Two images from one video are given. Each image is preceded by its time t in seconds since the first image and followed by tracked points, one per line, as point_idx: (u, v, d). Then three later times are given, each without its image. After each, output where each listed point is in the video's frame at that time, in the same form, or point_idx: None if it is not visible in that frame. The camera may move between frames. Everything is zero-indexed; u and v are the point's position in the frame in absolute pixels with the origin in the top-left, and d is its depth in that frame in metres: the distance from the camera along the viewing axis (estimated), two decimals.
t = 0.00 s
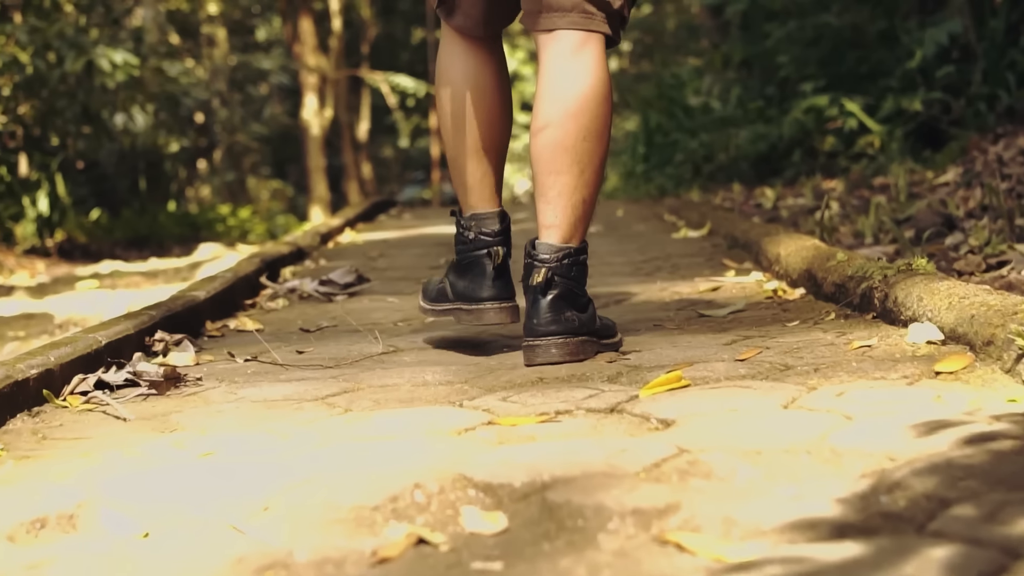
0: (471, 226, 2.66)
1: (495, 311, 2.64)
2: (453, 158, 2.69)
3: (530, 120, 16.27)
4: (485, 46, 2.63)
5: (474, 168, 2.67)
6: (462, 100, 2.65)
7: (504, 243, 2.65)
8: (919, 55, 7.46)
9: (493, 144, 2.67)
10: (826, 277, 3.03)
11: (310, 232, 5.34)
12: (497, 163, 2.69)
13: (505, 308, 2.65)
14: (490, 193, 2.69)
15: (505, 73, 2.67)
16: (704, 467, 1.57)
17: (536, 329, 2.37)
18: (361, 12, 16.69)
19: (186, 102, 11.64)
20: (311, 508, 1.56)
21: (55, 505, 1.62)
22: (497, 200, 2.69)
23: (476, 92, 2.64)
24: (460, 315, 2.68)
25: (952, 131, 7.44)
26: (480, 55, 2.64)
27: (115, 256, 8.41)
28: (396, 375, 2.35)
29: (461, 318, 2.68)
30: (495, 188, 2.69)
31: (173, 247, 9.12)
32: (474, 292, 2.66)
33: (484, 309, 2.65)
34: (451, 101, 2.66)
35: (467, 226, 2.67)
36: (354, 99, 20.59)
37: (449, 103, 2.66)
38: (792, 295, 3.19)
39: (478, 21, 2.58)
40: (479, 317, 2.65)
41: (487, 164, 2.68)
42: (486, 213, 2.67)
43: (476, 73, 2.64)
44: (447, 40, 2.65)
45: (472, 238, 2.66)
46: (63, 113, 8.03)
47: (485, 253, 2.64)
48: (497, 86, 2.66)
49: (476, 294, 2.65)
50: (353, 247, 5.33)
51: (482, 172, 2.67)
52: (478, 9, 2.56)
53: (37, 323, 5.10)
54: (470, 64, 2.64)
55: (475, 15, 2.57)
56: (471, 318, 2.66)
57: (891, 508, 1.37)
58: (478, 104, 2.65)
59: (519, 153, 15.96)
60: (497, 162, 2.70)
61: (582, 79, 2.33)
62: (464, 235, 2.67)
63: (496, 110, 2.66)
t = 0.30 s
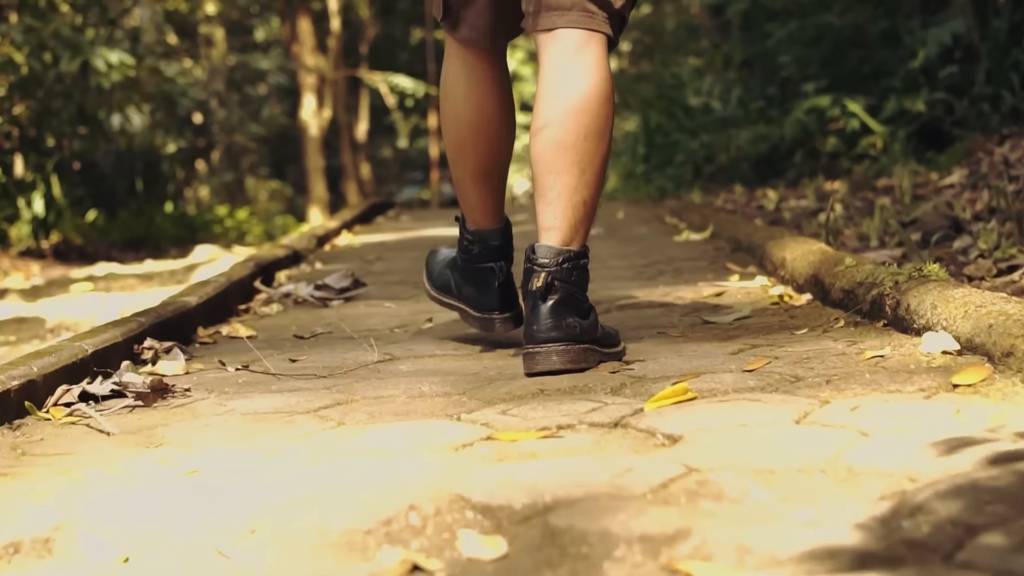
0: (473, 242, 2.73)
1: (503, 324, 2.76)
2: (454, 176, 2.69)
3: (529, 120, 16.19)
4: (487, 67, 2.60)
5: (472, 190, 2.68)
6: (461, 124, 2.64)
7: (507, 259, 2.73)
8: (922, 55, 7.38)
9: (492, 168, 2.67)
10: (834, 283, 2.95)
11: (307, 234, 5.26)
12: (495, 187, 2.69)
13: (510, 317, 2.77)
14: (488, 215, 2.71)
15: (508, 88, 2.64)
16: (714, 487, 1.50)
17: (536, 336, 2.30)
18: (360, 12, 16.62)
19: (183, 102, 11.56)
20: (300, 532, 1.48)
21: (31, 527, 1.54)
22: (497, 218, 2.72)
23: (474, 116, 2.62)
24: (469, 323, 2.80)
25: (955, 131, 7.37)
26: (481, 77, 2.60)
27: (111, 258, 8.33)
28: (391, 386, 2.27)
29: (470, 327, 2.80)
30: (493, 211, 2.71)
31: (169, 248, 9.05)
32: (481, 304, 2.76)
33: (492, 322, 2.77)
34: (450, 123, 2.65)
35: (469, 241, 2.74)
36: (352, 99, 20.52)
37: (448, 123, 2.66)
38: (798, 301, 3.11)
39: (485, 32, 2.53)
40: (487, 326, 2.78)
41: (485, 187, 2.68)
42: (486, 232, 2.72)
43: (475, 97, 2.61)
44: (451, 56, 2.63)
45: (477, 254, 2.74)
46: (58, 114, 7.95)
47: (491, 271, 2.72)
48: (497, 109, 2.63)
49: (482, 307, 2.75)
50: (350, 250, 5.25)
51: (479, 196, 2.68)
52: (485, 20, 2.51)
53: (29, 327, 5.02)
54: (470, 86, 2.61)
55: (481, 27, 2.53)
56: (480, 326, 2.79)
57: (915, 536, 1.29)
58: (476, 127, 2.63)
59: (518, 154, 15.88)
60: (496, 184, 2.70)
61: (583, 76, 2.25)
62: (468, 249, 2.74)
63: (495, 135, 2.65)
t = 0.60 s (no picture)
0: (474, 248, 2.78)
1: (502, 328, 2.82)
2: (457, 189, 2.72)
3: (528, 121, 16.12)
4: (489, 84, 2.58)
5: (474, 204, 2.70)
6: (463, 140, 2.64)
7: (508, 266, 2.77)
8: (925, 56, 7.30)
9: (494, 183, 2.68)
10: (843, 289, 2.87)
11: (303, 237, 5.18)
12: (498, 201, 2.71)
13: (510, 320, 2.82)
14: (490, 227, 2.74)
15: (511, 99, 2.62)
16: (726, 511, 1.42)
17: (536, 339, 2.20)
18: (358, 12, 16.54)
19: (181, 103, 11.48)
20: (289, 559, 1.40)
21: (6, 554, 1.47)
22: (500, 226, 2.76)
23: (477, 133, 2.63)
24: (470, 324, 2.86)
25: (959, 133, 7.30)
26: (482, 95, 2.59)
27: (106, 260, 8.25)
28: (386, 398, 2.19)
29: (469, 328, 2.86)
30: (496, 221, 2.74)
31: (166, 250, 8.96)
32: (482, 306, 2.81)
33: (491, 325, 2.82)
34: (453, 138, 2.66)
35: (471, 247, 2.78)
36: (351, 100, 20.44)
37: (451, 137, 2.67)
38: (805, 307, 3.03)
39: (490, 48, 2.47)
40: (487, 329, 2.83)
41: (488, 201, 2.70)
42: (487, 242, 2.77)
43: (477, 115, 2.61)
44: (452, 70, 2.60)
45: (478, 260, 2.78)
46: (54, 114, 7.86)
47: (491, 276, 2.77)
48: (499, 124, 2.63)
49: (481, 309, 2.80)
50: (347, 253, 5.17)
51: (482, 209, 2.70)
52: (489, 35, 2.44)
53: (20, 332, 4.94)
54: (472, 103, 2.60)
55: (486, 42, 2.46)
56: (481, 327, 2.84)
57: (943, 568, 1.21)
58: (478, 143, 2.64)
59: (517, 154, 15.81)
60: (499, 197, 2.71)
61: (585, 71, 2.18)
62: (470, 254, 2.79)
63: (497, 150, 2.66)
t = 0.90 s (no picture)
0: (471, 268, 2.76)
1: (497, 351, 2.78)
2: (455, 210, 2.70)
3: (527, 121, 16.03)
4: (485, 101, 2.58)
5: (469, 225, 2.68)
6: (459, 159, 2.64)
7: (506, 289, 2.74)
8: (927, 56, 7.21)
9: (491, 205, 2.66)
10: (853, 298, 2.77)
11: (298, 241, 5.08)
12: (493, 224, 2.68)
13: (507, 343, 2.78)
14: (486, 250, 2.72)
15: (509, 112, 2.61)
16: (740, 543, 1.32)
17: (536, 327, 2.09)
18: (356, 12, 16.44)
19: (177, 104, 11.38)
20: None
21: None
22: (497, 249, 2.74)
23: (473, 150, 2.62)
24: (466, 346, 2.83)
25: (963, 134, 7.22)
26: (480, 113, 2.59)
27: (101, 262, 8.16)
28: (379, 413, 2.09)
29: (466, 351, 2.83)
30: (491, 244, 2.72)
31: (161, 252, 8.87)
32: (478, 328, 2.78)
33: (486, 348, 2.78)
34: (450, 157, 2.66)
35: (470, 266, 2.76)
36: (349, 100, 20.34)
37: (448, 156, 2.66)
38: (813, 315, 2.94)
39: (486, 63, 2.45)
40: (482, 352, 2.79)
41: (483, 223, 2.68)
42: (484, 260, 2.74)
43: (473, 132, 2.60)
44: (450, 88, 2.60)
45: (476, 281, 2.75)
46: (48, 115, 7.76)
47: (488, 298, 2.74)
48: (497, 143, 2.62)
49: (480, 332, 2.77)
50: (343, 257, 5.08)
51: (477, 231, 2.68)
52: (484, 49, 2.43)
53: (8, 338, 4.84)
54: (470, 120, 2.60)
55: (481, 57, 2.44)
56: (476, 351, 2.80)
57: None
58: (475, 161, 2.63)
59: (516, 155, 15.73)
60: (495, 219, 2.69)
61: (591, 58, 2.10)
62: (468, 273, 2.76)
63: (493, 170, 2.65)
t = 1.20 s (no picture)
0: (466, 276, 2.69)
1: (492, 355, 2.70)
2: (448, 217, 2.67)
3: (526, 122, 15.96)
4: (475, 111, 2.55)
5: (463, 233, 2.64)
6: (452, 169, 2.60)
7: (500, 290, 2.68)
8: (930, 56, 7.14)
9: (483, 213, 2.63)
10: (862, 304, 2.69)
11: (294, 244, 5.00)
12: (487, 234, 2.65)
13: (504, 348, 2.70)
14: (480, 259, 2.68)
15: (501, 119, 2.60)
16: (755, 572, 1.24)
17: (538, 302, 1.99)
18: (354, 12, 16.36)
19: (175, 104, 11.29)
20: None
21: None
22: (493, 257, 2.69)
23: (465, 160, 2.59)
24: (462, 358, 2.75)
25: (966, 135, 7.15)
26: (472, 122, 2.55)
27: (96, 264, 8.07)
28: (373, 426, 2.01)
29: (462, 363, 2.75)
30: (487, 252, 2.67)
31: (157, 253, 8.78)
32: (474, 334, 2.71)
33: (482, 354, 2.70)
34: (442, 167, 2.62)
35: (464, 274, 2.70)
36: (347, 101, 20.27)
37: (439, 165, 2.62)
38: (821, 323, 2.85)
39: (476, 71, 2.44)
40: (479, 359, 2.71)
41: (477, 231, 2.64)
42: (479, 267, 2.69)
43: (465, 143, 2.57)
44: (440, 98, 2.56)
45: (470, 287, 2.69)
46: (42, 116, 7.67)
47: (481, 300, 2.68)
48: (489, 153, 2.59)
49: (479, 338, 2.70)
50: (339, 260, 5.00)
51: (471, 240, 2.65)
52: (473, 58, 2.41)
53: None
54: (460, 130, 2.56)
55: (470, 67, 2.43)
56: (473, 360, 2.72)
57: None
58: (467, 171, 2.60)
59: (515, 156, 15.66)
60: (488, 225, 2.65)
61: (591, 39, 2.08)
62: (463, 278, 2.70)
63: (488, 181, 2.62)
